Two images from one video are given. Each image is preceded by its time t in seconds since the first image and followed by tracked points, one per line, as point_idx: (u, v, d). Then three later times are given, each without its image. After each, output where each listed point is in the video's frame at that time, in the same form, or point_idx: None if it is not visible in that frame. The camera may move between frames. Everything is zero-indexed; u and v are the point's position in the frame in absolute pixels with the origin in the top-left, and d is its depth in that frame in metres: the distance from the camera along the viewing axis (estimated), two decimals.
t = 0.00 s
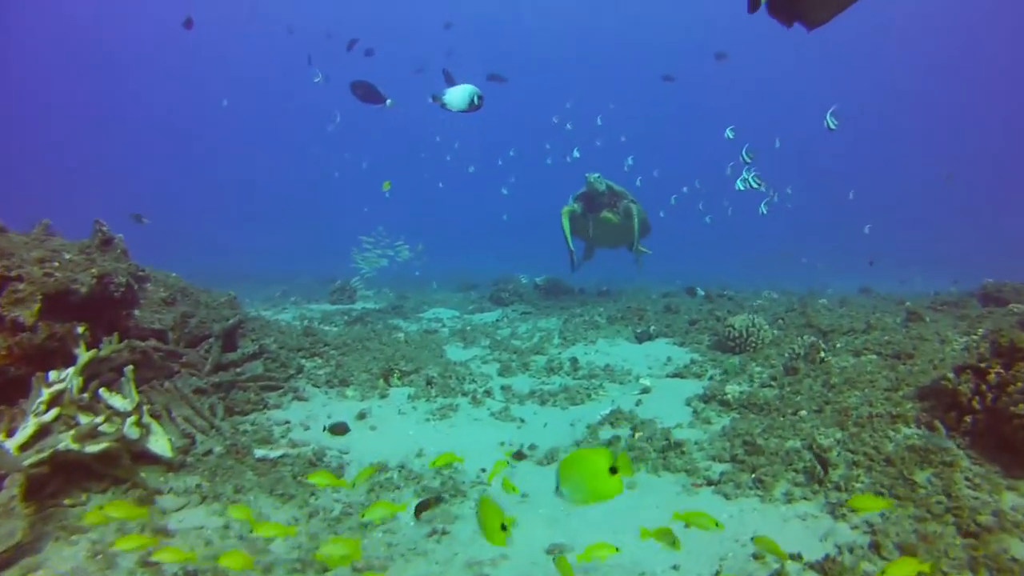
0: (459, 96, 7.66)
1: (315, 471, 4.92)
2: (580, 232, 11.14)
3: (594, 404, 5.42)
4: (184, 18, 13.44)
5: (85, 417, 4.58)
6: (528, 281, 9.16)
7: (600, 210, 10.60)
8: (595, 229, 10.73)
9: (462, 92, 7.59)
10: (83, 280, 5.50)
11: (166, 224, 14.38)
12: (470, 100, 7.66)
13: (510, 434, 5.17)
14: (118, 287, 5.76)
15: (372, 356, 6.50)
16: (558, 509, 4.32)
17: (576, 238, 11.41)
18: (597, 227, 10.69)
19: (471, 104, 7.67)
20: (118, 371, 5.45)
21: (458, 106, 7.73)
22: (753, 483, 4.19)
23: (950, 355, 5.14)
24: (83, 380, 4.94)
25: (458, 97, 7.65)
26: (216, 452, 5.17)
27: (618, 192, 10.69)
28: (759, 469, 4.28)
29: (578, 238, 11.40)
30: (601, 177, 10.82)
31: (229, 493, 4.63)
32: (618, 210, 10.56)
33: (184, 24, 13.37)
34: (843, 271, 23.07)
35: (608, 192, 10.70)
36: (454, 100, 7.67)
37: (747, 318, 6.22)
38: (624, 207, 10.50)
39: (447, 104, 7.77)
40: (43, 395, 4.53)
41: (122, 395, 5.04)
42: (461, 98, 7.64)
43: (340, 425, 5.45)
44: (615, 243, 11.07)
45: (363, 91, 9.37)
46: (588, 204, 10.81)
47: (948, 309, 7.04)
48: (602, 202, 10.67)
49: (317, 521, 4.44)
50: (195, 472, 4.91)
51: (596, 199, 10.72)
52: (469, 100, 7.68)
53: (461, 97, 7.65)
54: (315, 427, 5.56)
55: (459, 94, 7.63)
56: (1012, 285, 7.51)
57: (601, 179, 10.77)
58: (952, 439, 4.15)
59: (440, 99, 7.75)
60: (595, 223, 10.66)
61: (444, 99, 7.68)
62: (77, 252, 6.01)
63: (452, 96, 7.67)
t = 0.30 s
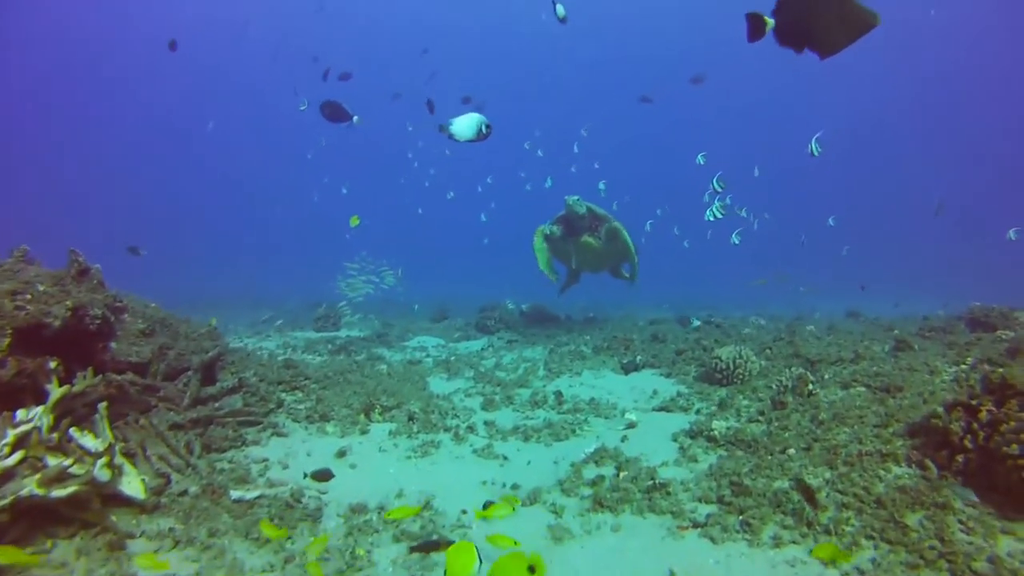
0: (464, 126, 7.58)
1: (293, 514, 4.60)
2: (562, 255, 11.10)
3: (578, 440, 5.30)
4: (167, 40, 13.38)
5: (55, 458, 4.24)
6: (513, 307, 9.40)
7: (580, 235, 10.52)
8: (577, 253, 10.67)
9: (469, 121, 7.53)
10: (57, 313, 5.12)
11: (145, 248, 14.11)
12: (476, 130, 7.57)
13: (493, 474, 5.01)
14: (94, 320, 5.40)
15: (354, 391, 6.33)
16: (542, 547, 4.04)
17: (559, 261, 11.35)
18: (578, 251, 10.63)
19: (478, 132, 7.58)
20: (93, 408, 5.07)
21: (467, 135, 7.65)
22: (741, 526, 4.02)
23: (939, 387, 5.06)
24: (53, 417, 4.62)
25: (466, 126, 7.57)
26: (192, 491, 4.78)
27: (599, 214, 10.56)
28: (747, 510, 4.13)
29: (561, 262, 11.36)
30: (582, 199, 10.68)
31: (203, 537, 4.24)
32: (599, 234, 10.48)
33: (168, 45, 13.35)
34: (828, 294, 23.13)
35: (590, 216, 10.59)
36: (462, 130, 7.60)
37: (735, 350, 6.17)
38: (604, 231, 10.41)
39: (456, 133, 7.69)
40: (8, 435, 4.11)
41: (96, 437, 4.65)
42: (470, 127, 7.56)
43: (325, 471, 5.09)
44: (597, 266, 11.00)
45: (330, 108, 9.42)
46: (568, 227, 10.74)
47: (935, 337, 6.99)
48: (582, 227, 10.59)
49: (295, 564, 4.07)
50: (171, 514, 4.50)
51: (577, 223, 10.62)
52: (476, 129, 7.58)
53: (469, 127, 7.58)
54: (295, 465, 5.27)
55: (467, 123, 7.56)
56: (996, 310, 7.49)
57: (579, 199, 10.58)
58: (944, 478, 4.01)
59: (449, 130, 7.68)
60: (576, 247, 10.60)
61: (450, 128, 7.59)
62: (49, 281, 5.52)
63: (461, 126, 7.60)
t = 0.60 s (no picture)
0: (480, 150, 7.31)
1: (285, 557, 4.31)
2: (554, 277, 11.02)
3: (576, 471, 5.20)
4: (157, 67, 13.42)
5: (41, 503, 4.01)
6: (508, 331, 9.40)
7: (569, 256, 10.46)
8: (568, 274, 10.58)
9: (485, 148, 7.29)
10: (42, 353, 4.98)
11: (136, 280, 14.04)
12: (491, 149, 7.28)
13: (489, 509, 4.85)
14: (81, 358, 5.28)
15: (346, 425, 6.22)
16: None
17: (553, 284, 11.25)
18: (569, 272, 10.54)
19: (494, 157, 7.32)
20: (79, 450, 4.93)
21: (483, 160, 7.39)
22: (743, 560, 3.83)
23: (941, 409, 4.96)
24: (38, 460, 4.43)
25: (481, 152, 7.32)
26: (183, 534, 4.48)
27: (587, 235, 10.50)
28: (749, 543, 3.96)
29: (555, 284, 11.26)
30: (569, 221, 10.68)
31: None
32: (588, 255, 10.40)
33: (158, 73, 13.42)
34: (825, 307, 23.04)
35: (578, 237, 10.55)
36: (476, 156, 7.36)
37: (732, 374, 6.10)
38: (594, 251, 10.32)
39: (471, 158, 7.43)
40: None
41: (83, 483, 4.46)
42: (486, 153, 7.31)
43: (323, 518, 4.80)
44: (590, 287, 10.88)
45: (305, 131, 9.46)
46: (557, 249, 10.69)
47: (934, 352, 6.87)
48: (571, 249, 10.51)
49: None
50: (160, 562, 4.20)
51: (565, 245, 10.57)
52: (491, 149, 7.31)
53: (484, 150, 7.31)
54: (289, 503, 5.07)
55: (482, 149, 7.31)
56: (994, 322, 7.39)
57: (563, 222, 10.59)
58: (950, 506, 3.83)
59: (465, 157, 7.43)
60: (566, 269, 10.52)
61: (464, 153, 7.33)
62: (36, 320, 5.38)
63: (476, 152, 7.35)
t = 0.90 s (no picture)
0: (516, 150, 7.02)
1: None
2: (547, 286, 10.90)
3: (577, 489, 5.12)
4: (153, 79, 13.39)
5: (28, 536, 3.91)
6: (507, 344, 9.35)
7: (562, 267, 10.32)
8: (561, 284, 10.46)
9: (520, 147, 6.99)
10: (32, 376, 4.92)
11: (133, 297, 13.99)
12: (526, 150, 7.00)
13: (488, 531, 4.72)
14: (74, 381, 5.21)
15: (343, 444, 6.15)
16: None
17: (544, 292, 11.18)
18: (563, 283, 10.42)
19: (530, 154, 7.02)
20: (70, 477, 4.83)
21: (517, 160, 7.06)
22: None
23: (946, 419, 4.86)
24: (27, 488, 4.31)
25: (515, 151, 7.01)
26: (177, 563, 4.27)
27: (579, 245, 10.33)
28: (755, 564, 3.82)
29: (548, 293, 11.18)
30: (558, 235, 10.65)
31: None
32: (581, 265, 10.26)
33: (154, 86, 13.43)
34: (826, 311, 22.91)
35: (569, 247, 10.39)
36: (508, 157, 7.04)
37: (734, 386, 6.03)
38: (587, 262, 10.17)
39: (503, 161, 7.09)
40: None
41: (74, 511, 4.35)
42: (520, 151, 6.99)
43: (327, 549, 4.50)
44: (584, 295, 10.79)
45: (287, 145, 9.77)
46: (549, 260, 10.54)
47: (937, 358, 6.78)
48: (563, 260, 10.35)
49: None
50: None
51: (557, 256, 10.39)
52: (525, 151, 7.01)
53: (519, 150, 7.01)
54: (285, 527, 4.94)
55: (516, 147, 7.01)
56: (997, 326, 7.30)
57: (551, 235, 10.50)
58: (961, 523, 3.67)
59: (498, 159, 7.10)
60: (560, 279, 10.40)
61: (497, 154, 6.99)
62: (29, 338, 5.32)
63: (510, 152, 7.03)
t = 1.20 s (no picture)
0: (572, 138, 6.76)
1: None
2: (543, 291, 10.73)
3: (579, 500, 5.03)
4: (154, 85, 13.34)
5: (18, 558, 3.84)
6: (510, 350, 9.33)
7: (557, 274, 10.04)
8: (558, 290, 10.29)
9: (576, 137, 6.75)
10: (26, 393, 4.81)
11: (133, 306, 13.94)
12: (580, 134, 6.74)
13: (490, 545, 4.60)
14: (70, 395, 5.15)
15: (343, 457, 6.07)
16: None
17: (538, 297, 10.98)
18: (560, 288, 10.23)
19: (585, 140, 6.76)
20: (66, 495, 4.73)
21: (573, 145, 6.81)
22: None
23: (954, 428, 4.77)
24: (19, 507, 4.22)
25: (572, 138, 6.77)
26: None
27: (573, 251, 10.05)
28: None
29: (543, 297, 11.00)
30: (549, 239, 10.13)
31: None
32: (577, 272, 10.01)
33: (155, 92, 13.40)
34: (830, 311, 22.74)
35: (564, 254, 10.04)
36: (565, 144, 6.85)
37: (738, 394, 5.96)
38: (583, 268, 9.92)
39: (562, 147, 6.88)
40: None
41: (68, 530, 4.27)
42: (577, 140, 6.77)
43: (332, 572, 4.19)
44: (581, 298, 10.66)
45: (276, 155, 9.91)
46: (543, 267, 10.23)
47: (943, 362, 6.68)
48: (558, 267, 10.01)
49: None
50: None
51: (551, 264, 10.05)
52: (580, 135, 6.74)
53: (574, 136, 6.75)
54: (284, 542, 4.83)
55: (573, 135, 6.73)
56: (1003, 329, 7.20)
57: (542, 242, 9.98)
58: (974, 539, 3.56)
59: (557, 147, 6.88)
60: (556, 286, 10.20)
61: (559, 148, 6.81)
62: (22, 353, 5.22)
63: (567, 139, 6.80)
